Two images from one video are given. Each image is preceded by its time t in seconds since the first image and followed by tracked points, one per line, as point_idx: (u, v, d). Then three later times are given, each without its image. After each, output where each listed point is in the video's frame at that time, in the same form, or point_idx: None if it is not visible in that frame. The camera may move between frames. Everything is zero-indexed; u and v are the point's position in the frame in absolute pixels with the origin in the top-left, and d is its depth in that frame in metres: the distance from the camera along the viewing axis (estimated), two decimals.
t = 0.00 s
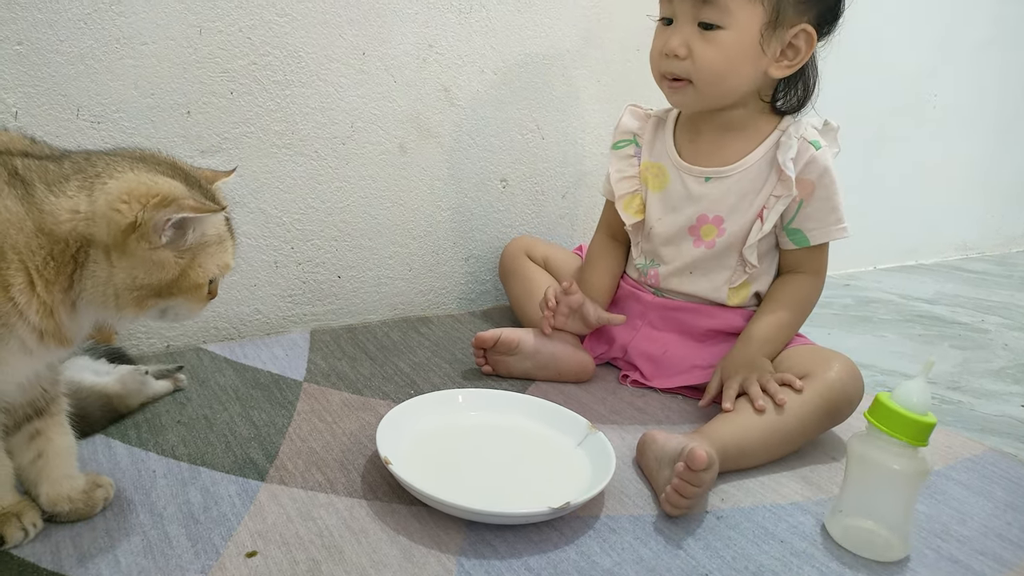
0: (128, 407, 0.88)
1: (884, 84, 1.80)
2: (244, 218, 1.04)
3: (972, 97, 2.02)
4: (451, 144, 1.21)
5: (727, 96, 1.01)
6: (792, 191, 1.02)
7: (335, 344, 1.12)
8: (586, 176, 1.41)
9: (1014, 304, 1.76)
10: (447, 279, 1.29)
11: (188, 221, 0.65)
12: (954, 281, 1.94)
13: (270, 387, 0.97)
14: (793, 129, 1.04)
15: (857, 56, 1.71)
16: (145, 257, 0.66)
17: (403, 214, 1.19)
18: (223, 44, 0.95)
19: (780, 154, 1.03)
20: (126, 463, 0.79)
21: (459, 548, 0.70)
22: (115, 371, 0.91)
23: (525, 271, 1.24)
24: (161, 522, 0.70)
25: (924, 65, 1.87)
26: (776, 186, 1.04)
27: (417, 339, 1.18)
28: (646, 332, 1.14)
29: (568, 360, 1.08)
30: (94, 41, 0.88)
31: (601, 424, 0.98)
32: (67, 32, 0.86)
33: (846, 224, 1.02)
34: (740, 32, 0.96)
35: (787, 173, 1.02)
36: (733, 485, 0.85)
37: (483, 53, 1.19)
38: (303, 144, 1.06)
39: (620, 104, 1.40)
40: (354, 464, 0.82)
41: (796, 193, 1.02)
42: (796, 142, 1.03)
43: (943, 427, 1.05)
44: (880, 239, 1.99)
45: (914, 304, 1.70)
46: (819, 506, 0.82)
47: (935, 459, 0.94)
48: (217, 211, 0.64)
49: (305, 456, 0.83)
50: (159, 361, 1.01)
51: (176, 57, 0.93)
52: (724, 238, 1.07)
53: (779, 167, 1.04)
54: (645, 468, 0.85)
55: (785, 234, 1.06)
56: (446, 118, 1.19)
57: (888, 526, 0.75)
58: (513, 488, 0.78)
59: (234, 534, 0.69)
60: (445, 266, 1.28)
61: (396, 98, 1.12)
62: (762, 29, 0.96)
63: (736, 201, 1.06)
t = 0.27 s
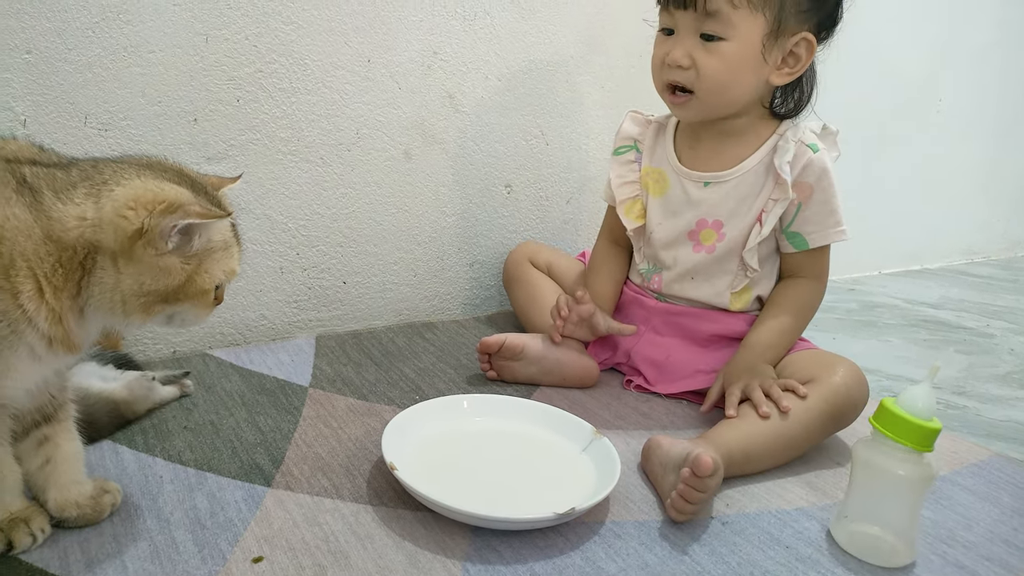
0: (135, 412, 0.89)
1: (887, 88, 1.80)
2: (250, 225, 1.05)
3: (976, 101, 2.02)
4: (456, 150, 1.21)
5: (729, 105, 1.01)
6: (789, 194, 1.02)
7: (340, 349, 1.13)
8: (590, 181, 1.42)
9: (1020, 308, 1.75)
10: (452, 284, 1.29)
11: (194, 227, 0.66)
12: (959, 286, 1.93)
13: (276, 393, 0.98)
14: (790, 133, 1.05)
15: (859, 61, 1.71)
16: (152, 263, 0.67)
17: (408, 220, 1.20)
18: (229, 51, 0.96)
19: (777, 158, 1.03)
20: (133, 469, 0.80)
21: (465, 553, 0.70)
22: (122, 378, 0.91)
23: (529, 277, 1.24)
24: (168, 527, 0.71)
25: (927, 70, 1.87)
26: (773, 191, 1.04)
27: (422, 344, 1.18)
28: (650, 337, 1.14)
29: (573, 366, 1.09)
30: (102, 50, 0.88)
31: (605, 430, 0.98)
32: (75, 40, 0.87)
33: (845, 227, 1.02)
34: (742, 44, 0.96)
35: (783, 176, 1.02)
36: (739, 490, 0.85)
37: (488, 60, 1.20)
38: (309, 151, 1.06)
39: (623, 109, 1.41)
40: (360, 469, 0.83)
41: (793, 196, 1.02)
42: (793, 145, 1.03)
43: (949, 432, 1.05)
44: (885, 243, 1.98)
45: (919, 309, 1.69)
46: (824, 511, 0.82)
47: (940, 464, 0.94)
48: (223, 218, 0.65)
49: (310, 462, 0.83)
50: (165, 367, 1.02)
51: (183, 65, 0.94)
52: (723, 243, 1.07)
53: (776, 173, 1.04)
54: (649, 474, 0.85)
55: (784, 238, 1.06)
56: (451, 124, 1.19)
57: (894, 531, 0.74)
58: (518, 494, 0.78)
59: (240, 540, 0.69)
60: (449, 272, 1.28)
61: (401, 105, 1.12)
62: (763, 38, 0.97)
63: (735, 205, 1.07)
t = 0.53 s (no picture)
0: (138, 416, 0.89)
1: (889, 89, 1.80)
2: (252, 228, 1.05)
3: (978, 102, 2.02)
4: (458, 153, 1.22)
5: (729, 104, 1.01)
6: (787, 194, 1.01)
7: (343, 352, 1.13)
8: (592, 183, 1.42)
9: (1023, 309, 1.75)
10: (455, 287, 1.30)
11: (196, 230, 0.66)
12: (962, 286, 1.93)
13: (278, 396, 0.98)
14: (789, 133, 1.05)
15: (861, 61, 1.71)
16: (155, 266, 0.67)
17: (411, 223, 1.20)
18: (231, 55, 0.96)
19: (775, 157, 1.03)
20: (137, 472, 0.80)
21: (467, 556, 0.70)
22: (125, 382, 0.91)
23: (530, 280, 1.24)
24: (171, 530, 0.71)
25: (929, 70, 1.87)
26: (771, 190, 1.04)
27: (424, 347, 1.18)
28: (652, 339, 1.14)
29: (575, 368, 1.09)
30: (104, 54, 0.89)
31: (608, 432, 0.98)
32: (77, 45, 0.87)
33: (845, 226, 1.02)
34: (741, 43, 0.96)
35: (780, 175, 1.01)
36: (741, 492, 0.85)
37: (489, 63, 1.20)
38: (311, 154, 1.07)
39: (625, 111, 1.41)
40: (362, 472, 0.83)
41: (791, 195, 1.02)
42: (791, 145, 1.03)
43: (952, 434, 1.05)
44: (888, 244, 1.98)
45: (921, 310, 1.69)
46: (827, 513, 0.82)
47: (944, 465, 0.94)
48: (225, 221, 0.65)
49: (313, 465, 0.83)
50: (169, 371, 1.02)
51: (185, 69, 0.94)
52: (723, 243, 1.07)
53: (773, 173, 1.04)
54: (652, 476, 0.85)
55: (784, 238, 1.06)
56: (452, 127, 1.20)
57: (895, 534, 0.74)
58: (520, 497, 0.78)
59: (243, 543, 0.69)
60: (451, 274, 1.28)
61: (402, 108, 1.13)
62: (761, 38, 0.97)
63: (735, 205, 1.07)
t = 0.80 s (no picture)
0: (142, 419, 0.89)
1: (891, 90, 1.80)
2: (256, 232, 1.05)
3: (980, 103, 2.02)
4: (460, 156, 1.22)
5: (732, 104, 1.01)
6: (793, 198, 1.02)
7: (346, 355, 1.13)
8: (594, 186, 1.42)
9: None
10: (457, 290, 1.30)
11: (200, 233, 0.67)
12: (965, 288, 1.93)
13: (282, 399, 0.98)
14: (792, 136, 1.05)
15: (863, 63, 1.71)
16: (159, 269, 0.68)
17: (413, 226, 1.20)
18: (234, 60, 0.97)
19: (780, 161, 1.03)
20: (141, 475, 0.80)
21: (471, 559, 0.70)
22: (129, 385, 0.91)
23: (532, 283, 1.25)
24: (175, 534, 0.71)
25: (931, 72, 1.87)
26: (776, 194, 1.04)
27: (427, 350, 1.18)
28: (654, 342, 1.14)
29: (578, 371, 1.09)
30: (108, 59, 0.89)
31: (611, 434, 0.98)
32: (81, 50, 0.87)
33: (849, 229, 1.02)
34: (743, 44, 0.96)
35: (787, 178, 1.01)
36: (745, 495, 0.85)
37: (491, 66, 1.20)
38: (314, 158, 1.07)
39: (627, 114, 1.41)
40: (366, 475, 0.83)
41: (797, 198, 1.02)
42: (795, 149, 1.03)
43: (955, 436, 1.05)
44: (890, 246, 1.98)
45: (924, 312, 1.69)
46: (831, 516, 0.82)
47: (947, 468, 0.93)
48: (228, 223, 0.65)
49: (316, 468, 0.83)
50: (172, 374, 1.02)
51: (188, 74, 0.94)
52: (726, 245, 1.07)
53: (780, 174, 1.04)
54: (655, 479, 0.85)
55: (788, 241, 1.06)
56: (455, 130, 1.20)
57: (900, 536, 0.74)
58: (523, 500, 0.78)
59: (247, 546, 0.69)
60: (454, 277, 1.29)
61: (405, 112, 1.13)
62: (764, 38, 0.97)
63: (738, 207, 1.07)
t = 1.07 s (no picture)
0: (144, 421, 0.89)
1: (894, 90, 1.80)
2: (258, 234, 1.06)
3: (983, 103, 2.02)
4: (462, 157, 1.22)
5: (737, 104, 1.01)
6: (796, 198, 1.02)
7: (348, 357, 1.13)
8: (596, 187, 1.42)
9: None
10: (459, 291, 1.30)
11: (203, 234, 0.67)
12: (967, 289, 1.92)
13: (284, 400, 0.98)
14: (795, 137, 1.05)
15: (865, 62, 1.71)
16: (162, 270, 0.68)
17: (415, 227, 1.20)
18: (236, 61, 0.97)
19: (783, 162, 1.03)
20: (143, 477, 0.80)
21: (473, 560, 0.70)
22: (131, 387, 0.92)
23: (534, 284, 1.25)
24: (178, 535, 0.71)
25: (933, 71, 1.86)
26: (779, 195, 1.04)
27: (429, 351, 1.18)
28: (656, 342, 1.14)
29: (580, 372, 1.09)
30: (110, 61, 0.89)
31: (613, 435, 0.98)
32: (83, 52, 0.87)
33: (851, 230, 1.02)
34: (749, 43, 0.96)
35: (790, 180, 1.02)
36: (747, 496, 0.85)
37: (493, 67, 1.21)
38: (316, 159, 1.07)
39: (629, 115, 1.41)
40: (368, 476, 0.83)
41: (800, 200, 1.03)
42: (798, 150, 1.03)
43: (958, 436, 1.04)
44: (893, 246, 1.98)
45: (926, 312, 1.68)
46: (833, 517, 0.82)
47: (950, 468, 0.93)
48: (231, 225, 0.66)
49: (318, 469, 0.83)
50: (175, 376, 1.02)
51: (190, 76, 0.94)
52: (729, 246, 1.07)
53: (782, 175, 1.04)
54: (658, 480, 0.85)
55: (790, 242, 1.06)
56: (457, 132, 1.20)
57: (903, 538, 0.74)
58: (525, 501, 0.78)
59: (249, 548, 0.69)
60: (456, 278, 1.29)
61: (407, 113, 1.13)
62: (770, 38, 0.97)
63: (741, 208, 1.07)
